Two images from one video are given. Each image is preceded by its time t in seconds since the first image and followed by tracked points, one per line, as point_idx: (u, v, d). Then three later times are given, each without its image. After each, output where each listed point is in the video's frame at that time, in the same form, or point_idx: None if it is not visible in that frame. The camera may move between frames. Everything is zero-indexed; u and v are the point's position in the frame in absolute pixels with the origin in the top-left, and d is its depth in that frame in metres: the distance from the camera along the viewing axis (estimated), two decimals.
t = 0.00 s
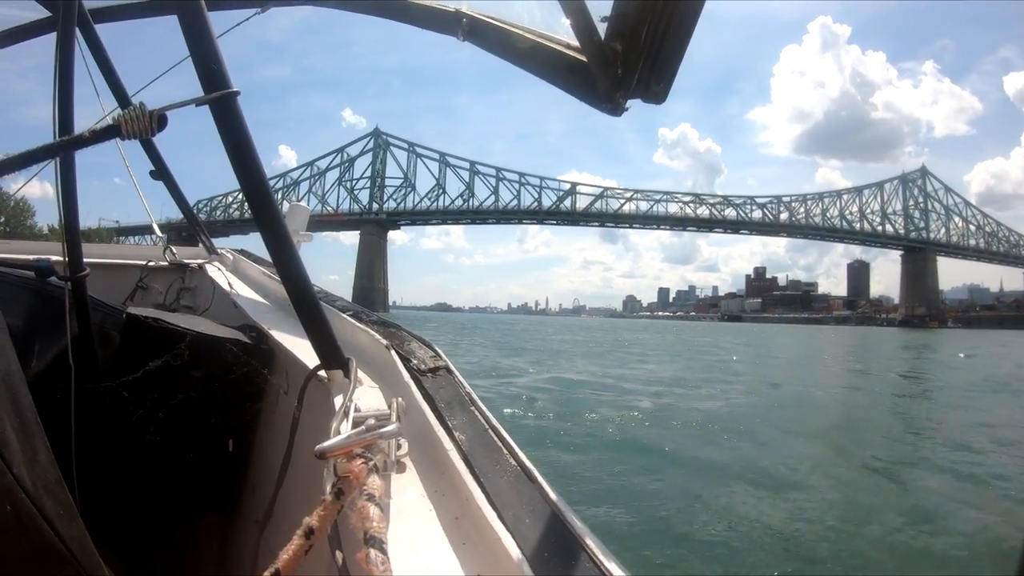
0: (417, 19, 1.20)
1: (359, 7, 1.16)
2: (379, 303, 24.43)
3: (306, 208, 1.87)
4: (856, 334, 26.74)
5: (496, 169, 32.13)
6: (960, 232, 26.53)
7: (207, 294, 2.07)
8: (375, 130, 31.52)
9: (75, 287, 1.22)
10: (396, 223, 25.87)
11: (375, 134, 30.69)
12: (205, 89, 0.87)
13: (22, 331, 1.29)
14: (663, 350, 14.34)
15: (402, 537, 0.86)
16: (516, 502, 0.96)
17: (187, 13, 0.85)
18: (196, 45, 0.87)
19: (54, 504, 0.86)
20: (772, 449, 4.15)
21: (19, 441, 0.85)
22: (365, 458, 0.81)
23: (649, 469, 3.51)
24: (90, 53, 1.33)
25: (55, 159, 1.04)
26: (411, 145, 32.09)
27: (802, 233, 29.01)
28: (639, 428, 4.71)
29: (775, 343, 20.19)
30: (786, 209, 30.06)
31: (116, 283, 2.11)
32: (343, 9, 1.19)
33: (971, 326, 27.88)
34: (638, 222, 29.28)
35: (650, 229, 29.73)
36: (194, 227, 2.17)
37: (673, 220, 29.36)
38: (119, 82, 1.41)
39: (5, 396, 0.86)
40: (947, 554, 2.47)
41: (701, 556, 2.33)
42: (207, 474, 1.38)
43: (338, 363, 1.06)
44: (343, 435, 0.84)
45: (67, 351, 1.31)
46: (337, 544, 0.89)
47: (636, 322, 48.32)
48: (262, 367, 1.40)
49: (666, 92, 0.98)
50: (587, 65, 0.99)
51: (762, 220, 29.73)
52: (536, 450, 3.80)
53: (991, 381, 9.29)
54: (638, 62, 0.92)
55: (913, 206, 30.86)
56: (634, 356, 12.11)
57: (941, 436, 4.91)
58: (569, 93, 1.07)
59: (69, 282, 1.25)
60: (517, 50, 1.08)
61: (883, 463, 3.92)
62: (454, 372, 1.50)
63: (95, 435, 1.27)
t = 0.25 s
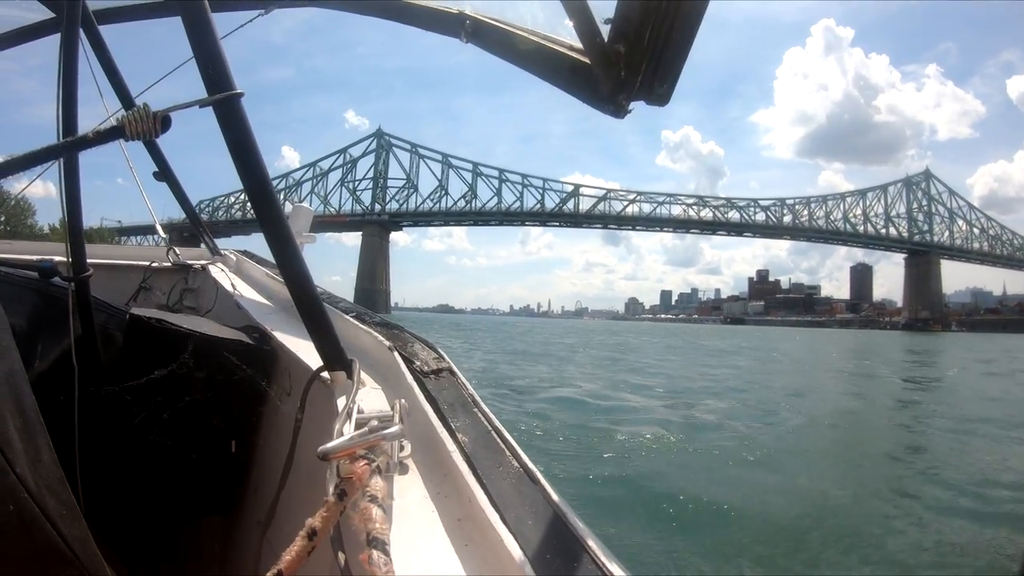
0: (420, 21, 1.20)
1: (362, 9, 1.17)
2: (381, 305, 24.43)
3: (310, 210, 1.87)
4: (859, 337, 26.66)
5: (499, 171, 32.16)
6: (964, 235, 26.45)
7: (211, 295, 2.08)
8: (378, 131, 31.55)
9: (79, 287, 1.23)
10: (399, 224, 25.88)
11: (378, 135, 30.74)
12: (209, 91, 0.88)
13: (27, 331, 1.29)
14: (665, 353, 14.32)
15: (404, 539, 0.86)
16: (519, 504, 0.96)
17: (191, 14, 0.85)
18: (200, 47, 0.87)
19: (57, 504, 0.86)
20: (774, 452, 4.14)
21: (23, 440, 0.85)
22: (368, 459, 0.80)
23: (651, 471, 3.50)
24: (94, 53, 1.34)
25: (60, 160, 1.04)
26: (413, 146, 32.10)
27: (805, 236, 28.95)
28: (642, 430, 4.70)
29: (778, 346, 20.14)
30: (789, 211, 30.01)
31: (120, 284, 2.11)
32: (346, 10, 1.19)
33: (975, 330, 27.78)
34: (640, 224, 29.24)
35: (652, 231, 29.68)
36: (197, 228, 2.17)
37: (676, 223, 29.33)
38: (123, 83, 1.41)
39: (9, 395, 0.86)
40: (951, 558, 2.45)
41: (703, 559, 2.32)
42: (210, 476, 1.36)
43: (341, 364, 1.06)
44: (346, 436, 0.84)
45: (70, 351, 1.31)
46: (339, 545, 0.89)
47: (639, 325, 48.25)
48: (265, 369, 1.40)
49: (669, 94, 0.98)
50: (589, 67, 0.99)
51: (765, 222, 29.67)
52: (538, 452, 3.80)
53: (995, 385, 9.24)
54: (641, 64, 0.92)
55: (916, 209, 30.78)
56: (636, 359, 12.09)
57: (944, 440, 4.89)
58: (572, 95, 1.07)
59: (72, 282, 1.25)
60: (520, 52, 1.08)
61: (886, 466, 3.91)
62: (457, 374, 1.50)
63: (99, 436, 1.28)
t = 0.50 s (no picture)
0: (423, 21, 1.20)
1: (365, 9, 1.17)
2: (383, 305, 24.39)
3: (312, 210, 1.87)
4: (862, 339, 26.58)
5: (501, 171, 32.16)
6: (967, 237, 26.37)
7: (213, 295, 2.08)
8: (380, 131, 31.55)
9: (81, 287, 1.23)
10: (401, 224, 25.87)
11: (380, 135, 30.75)
12: (211, 91, 0.88)
13: (29, 331, 1.30)
14: (667, 354, 14.30)
15: (405, 538, 0.85)
16: (520, 504, 0.96)
17: (194, 13, 0.85)
18: (202, 46, 0.87)
19: (59, 503, 0.86)
20: (776, 454, 4.13)
21: (25, 440, 0.85)
22: (370, 459, 0.80)
23: (653, 473, 3.49)
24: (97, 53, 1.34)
25: (63, 160, 1.04)
26: (415, 146, 32.10)
27: (808, 237, 28.89)
28: (643, 432, 4.69)
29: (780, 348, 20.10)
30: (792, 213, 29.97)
31: (122, 283, 2.11)
32: (349, 10, 1.19)
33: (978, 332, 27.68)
34: (643, 225, 29.20)
35: (655, 232, 29.63)
36: (200, 228, 2.17)
37: (679, 224, 29.29)
38: (126, 83, 1.42)
39: (11, 395, 0.86)
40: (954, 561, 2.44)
41: (705, 560, 2.32)
42: (212, 475, 1.36)
43: (343, 364, 1.05)
44: (347, 436, 0.84)
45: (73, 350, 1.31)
46: (340, 545, 0.89)
47: (641, 327, 48.21)
48: (266, 368, 1.40)
49: (671, 94, 0.98)
50: (592, 67, 0.98)
51: (767, 224, 29.61)
52: (540, 454, 3.79)
53: (999, 387, 9.20)
54: (644, 64, 0.92)
55: (919, 211, 30.70)
56: (638, 360, 12.07)
57: (947, 443, 4.87)
58: (574, 95, 1.07)
59: (75, 282, 1.25)
60: (522, 53, 1.08)
61: (888, 469, 3.90)
62: (459, 374, 1.50)
63: (100, 433, 1.28)
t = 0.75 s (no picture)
0: (425, 22, 1.20)
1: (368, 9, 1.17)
2: (385, 305, 24.41)
3: (315, 210, 1.87)
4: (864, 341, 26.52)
5: (503, 171, 32.16)
6: (971, 239, 26.28)
7: (216, 294, 2.08)
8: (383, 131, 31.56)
9: (85, 286, 1.23)
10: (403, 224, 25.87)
11: (382, 134, 30.75)
12: (215, 91, 0.88)
13: (32, 330, 1.30)
14: (669, 356, 14.28)
15: (408, 539, 0.85)
16: (523, 504, 0.96)
17: (198, 14, 0.85)
18: (207, 46, 0.87)
19: (62, 502, 0.86)
20: (778, 456, 4.12)
21: (28, 439, 0.85)
22: (373, 459, 0.80)
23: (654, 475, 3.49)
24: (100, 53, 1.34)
25: (67, 159, 1.04)
26: (418, 146, 32.10)
27: (810, 239, 28.83)
28: (645, 433, 4.69)
29: (782, 350, 20.07)
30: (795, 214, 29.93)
31: (125, 283, 2.12)
32: (352, 10, 1.19)
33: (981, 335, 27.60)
34: (645, 226, 29.16)
35: (657, 233, 29.60)
36: (203, 227, 2.18)
37: (681, 225, 29.26)
38: (129, 83, 1.42)
39: (15, 394, 0.87)
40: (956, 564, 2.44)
41: (707, 562, 2.32)
42: (215, 475, 1.36)
43: (347, 364, 1.06)
44: (350, 436, 0.84)
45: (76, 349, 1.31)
46: (343, 544, 0.89)
47: (643, 328, 48.19)
48: (269, 368, 1.40)
49: (674, 95, 0.98)
50: (595, 68, 0.98)
51: (770, 225, 29.55)
52: (541, 455, 3.79)
53: (1002, 390, 9.18)
54: (647, 65, 0.92)
55: (923, 213, 30.61)
56: (640, 361, 12.06)
57: (950, 446, 4.86)
58: (577, 96, 1.06)
59: (78, 281, 1.25)
60: (525, 53, 1.08)
61: (890, 471, 3.89)
62: (461, 375, 1.49)
63: (102, 430, 1.28)
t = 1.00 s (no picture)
0: (429, 21, 1.20)
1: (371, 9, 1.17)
2: (387, 305, 24.44)
3: (318, 209, 1.87)
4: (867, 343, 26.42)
5: (506, 172, 32.17)
6: (975, 242, 26.18)
7: (219, 293, 2.07)
8: (386, 131, 31.56)
9: (88, 284, 1.22)
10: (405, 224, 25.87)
11: (385, 134, 30.75)
12: (219, 91, 0.88)
13: (36, 327, 1.31)
14: (671, 357, 14.25)
15: (410, 538, 0.85)
16: (525, 504, 0.95)
17: (202, 13, 0.85)
18: (210, 46, 0.87)
19: (65, 500, 0.86)
20: (780, 458, 4.11)
21: (31, 437, 0.85)
22: (375, 458, 0.80)
23: (655, 475, 3.49)
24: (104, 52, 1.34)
25: (70, 157, 1.04)
26: (421, 146, 32.10)
27: (813, 241, 28.76)
28: (646, 434, 4.69)
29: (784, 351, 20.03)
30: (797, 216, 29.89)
31: (128, 281, 2.12)
32: (355, 9, 1.19)
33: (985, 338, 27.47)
34: (648, 226, 29.11)
35: (659, 234, 29.55)
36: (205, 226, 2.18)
37: (684, 226, 29.24)
38: (132, 81, 1.42)
39: (18, 392, 0.86)
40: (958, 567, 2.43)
41: (709, 564, 2.31)
42: (217, 473, 1.36)
43: (349, 364, 1.06)
44: (353, 435, 0.83)
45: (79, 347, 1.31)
46: (345, 544, 0.89)
47: (644, 329, 48.16)
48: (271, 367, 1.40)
49: (678, 95, 0.97)
50: (599, 68, 0.98)
51: (773, 227, 29.49)
52: (542, 455, 3.79)
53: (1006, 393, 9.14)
54: (650, 66, 0.91)
55: (926, 216, 30.50)
56: (641, 362, 12.05)
57: (953, 449, 4.83)
58: (580, 96, 1.06)
59: (81, 279, 1.25)
60: (527, 54, 1.07)
61: (893, 474, 3.88)
62: (464, 375, 1.49)
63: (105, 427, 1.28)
